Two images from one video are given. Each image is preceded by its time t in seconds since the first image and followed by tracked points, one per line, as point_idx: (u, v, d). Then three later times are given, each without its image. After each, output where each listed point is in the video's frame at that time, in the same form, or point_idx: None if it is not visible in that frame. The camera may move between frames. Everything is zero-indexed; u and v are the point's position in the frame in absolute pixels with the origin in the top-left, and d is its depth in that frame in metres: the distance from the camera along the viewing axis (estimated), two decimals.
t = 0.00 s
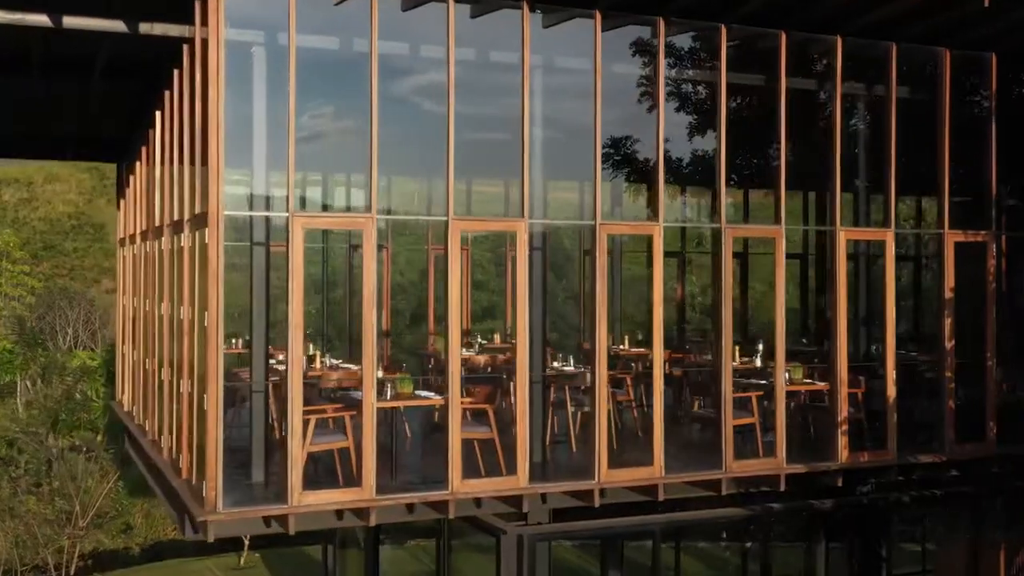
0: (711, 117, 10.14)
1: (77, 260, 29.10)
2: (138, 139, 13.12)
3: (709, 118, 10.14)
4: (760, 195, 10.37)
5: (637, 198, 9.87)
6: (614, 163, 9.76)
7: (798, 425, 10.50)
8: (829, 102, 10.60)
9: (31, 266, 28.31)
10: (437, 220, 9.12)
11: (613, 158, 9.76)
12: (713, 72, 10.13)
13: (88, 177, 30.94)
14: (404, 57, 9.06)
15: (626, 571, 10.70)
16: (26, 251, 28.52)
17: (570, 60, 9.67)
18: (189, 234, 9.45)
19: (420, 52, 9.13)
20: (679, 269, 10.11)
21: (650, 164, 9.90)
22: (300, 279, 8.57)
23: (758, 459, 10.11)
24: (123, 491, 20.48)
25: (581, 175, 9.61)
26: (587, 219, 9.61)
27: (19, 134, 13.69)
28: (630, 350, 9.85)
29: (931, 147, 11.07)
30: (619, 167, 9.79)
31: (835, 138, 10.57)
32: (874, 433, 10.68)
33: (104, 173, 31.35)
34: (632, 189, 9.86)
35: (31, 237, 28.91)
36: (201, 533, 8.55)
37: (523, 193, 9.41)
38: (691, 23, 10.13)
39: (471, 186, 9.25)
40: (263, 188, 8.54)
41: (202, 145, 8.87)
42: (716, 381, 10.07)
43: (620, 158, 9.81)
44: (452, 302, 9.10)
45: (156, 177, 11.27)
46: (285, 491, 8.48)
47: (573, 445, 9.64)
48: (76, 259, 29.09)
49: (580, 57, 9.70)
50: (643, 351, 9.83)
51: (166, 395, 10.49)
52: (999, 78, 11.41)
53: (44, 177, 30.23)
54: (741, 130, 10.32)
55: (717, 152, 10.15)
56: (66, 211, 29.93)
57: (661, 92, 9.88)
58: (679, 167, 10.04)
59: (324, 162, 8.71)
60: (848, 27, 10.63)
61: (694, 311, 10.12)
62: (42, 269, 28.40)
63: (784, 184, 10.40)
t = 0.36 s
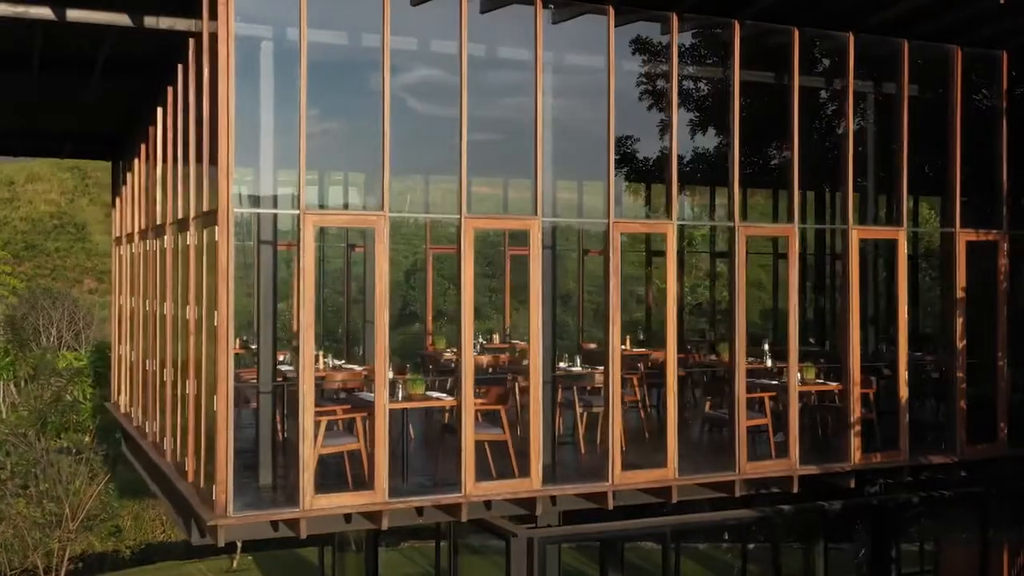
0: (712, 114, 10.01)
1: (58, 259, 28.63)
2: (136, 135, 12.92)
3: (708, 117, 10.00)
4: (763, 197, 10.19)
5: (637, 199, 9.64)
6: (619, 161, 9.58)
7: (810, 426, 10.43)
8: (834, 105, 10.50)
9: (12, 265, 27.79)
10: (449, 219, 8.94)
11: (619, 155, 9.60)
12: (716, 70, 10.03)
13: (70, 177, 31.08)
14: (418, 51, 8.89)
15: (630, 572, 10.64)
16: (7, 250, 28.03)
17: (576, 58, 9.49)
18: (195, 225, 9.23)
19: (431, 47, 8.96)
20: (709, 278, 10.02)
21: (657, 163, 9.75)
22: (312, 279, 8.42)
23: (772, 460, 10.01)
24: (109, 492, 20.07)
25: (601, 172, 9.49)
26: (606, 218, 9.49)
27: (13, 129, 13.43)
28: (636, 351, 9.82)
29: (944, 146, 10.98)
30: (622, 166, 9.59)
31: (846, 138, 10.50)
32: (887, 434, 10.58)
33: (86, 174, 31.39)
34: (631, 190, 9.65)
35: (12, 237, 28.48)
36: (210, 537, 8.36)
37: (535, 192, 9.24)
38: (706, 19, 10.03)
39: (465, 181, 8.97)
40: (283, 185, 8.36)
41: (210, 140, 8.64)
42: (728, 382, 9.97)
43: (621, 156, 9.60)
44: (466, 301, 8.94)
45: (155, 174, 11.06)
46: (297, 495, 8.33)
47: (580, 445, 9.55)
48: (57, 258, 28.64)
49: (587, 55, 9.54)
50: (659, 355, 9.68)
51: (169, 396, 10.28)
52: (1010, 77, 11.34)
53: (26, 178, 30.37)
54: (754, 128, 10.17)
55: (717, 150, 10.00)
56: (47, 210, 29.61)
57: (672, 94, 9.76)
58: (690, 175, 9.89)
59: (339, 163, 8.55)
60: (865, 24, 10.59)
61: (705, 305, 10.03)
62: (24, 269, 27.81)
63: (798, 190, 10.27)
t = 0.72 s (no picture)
0: (718, 113, 9.88)
1: (43, 259, 28.19)
2: (137, 134, 12.77)
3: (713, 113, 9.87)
4: (792, 193, 10.11)
5: (642, 198, 9.48)
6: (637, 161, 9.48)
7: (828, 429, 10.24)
8: (839, 105, 10.39)
9: None
10: (466, 219, 8.78)
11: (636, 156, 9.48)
12: (733, 70, 9.94)
13: (53, 176, 30.60)
14: (439, 51, 8.75)
15: None
16: None
17: (590, 56, 9.35)
18: (206, 224, 9.07)
19: (449, 46, 8.80)
20: (711, 282, 9.69)
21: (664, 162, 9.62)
22: (329, 280, 8.28)
23: (789, 462, 9.92)
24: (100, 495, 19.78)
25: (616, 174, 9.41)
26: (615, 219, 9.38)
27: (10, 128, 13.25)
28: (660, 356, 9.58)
29: (960, 145, 10.93)
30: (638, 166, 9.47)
31: (862, 136, 10.42)
32: (903, 437, 10.49)
33: (70, 172, 30.99)
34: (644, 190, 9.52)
35: None
36: (226, 543, 8.22)
37: (551, 193, 9.09)
38: (724, 17, 9.92)
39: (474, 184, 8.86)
40: (295, 183, 8.23)
41: (224, 137, 8.50)
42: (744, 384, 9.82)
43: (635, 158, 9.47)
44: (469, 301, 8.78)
45: (161, 173, 10.90)
46: (313, 500, 8.19)
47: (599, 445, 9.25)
48: (43, 258, 28.22)
49: (602, 52, 9.39)
50: (672, 359, 9.57)
51: (178, 398, 10.12)
52: None
53: (10, 176, 29.96)
54: (771, 127, 10.06)
55: (719, 149, 9.88)
56: (31, 210, 29.26)
57: (690, 91, 9.68)
58: (702, 171, 9.77)
59: (351, 165, 8.40)
60: (877, 24, 10.59)
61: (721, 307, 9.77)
62: (7, 270, 27.35)
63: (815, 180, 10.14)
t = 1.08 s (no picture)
0: (725, 114, 9.73)
1: (27, 259, 27.80)
2: (140, 132, 12.64)
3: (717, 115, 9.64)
4: (794, 194, 10.00)
5: (669, 201, 9.45)
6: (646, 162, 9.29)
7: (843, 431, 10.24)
8: (845, 106, 10.25)
9: None
10: (484, 219, 8.66)
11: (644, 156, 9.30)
12: (751, 70, 9.85)
13: (38, 175, 30.30)
14: (457, 48, 8.62)
15: None
16: None
17: (605, 54, 9.22)
18: (219, 223, 8.93)
19: (467, 44, 8.67)
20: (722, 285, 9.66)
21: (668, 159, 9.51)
22: (345, 282, 8.10)
23: (806, 465, 9.83)
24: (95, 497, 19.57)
25: (616, 174, 9.19)
26: (618, 219, 9.19)
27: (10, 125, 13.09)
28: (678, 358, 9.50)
29: (974, 145, 10.88)
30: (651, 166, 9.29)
31: (879, 136, 10.34)
32: (919, 438, 10.44)
33: (54, 173, 30.46)
34: (662, 190, 9.43)
35: None
36: (243, 547, 8.07)
37: (570, 192, 8.98)
38: (742, 15, 9.83)
39: (473, 184, 8.63)
40: (313, 183, 8.04)
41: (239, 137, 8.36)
42: (759, 385, 9.89)
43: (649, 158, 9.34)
44: (469, 302, 8.94)
45: (168, 172, 10.76)
46: (332, 504, 8.03)
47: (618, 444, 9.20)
48: (28, 257, 27.84)
49: (620, 51, 9.27)
50: (690, 361, 9.48)
51: (188, 401, 9.98)
52: None
53: None
54: (788, 124, 10.07)
55: (727, 150, 9.75)
56: (16, 210, 28.90)
57: (709, 89, 9.54)
58: (722, 168, 9.73)
59: (369, 166, 8.20)
60: (894, 23, 10.47)
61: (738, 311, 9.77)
62: None
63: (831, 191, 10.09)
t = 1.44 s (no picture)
0: (744, 116, 9.69)
1: (13, 259, 26.83)
2: (144, 130, 12.50)
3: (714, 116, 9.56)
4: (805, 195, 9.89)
5: (683, 199, 9.32)
6: (651, 161, 9.19)
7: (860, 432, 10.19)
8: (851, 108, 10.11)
9: None
10: (505, 219, 8.58)
11: (650, 155, 9.21)
12: (772, 70, 9.78)
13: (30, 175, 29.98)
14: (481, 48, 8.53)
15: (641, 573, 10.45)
16: None
17: (620, 53, 9.14)
18: (235, 223, 8.81)
19: (489, 43, 8.58)
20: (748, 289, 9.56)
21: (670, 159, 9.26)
22: (368, 283, 7.98)
23: (824, 467, 9.77)
24: (90, 500, 19.36)
25: (621, 174, 9.04)
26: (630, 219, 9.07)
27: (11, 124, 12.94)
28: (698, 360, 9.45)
29: (989, 145, 10.86)
30: (658, 165, 9.20)
31: (897, 136, 10.28)
32: (936, 439, 10.40)
33: (39, 172, 28.96)
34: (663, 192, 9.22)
35: None
36: (262, 551, 7.95)
37: (588, 195, 8.90)
38: (761, 14, 9.77)
39: (475, 184, 8.43)
40: (333, 185, 7.95)
41: (258, 136, 8.22)
42: (778, 387, 9.73)
43: (656, 156, 9.24)
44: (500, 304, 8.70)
45: (178, 171, 10.61)
46: (353, 507, 7.91)
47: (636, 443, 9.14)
48: (12, 257, 26.88)
49: (637, 51, 9.22)
50: (708, 363, 9.41)
51: (201, 403, 9.86)
52: None
53: None
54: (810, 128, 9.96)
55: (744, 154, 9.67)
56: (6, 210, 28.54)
57: (727, 89, 9.49)
58: (744, 171, 9.66)
59: (389, 166, 8.12)
60: (912, 21, 10.45)
61: (761, 313, 9.63)
62: None
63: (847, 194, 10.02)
